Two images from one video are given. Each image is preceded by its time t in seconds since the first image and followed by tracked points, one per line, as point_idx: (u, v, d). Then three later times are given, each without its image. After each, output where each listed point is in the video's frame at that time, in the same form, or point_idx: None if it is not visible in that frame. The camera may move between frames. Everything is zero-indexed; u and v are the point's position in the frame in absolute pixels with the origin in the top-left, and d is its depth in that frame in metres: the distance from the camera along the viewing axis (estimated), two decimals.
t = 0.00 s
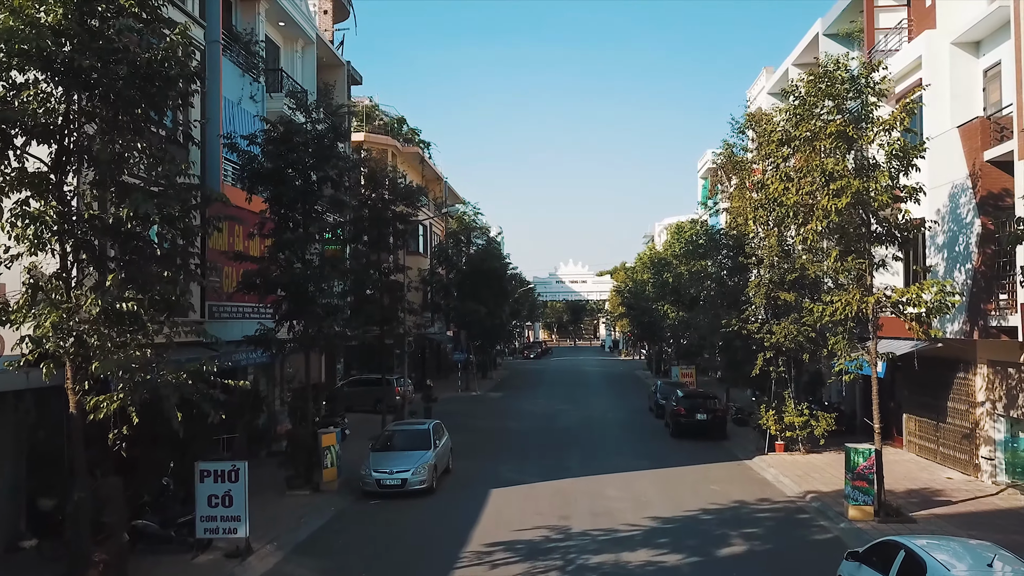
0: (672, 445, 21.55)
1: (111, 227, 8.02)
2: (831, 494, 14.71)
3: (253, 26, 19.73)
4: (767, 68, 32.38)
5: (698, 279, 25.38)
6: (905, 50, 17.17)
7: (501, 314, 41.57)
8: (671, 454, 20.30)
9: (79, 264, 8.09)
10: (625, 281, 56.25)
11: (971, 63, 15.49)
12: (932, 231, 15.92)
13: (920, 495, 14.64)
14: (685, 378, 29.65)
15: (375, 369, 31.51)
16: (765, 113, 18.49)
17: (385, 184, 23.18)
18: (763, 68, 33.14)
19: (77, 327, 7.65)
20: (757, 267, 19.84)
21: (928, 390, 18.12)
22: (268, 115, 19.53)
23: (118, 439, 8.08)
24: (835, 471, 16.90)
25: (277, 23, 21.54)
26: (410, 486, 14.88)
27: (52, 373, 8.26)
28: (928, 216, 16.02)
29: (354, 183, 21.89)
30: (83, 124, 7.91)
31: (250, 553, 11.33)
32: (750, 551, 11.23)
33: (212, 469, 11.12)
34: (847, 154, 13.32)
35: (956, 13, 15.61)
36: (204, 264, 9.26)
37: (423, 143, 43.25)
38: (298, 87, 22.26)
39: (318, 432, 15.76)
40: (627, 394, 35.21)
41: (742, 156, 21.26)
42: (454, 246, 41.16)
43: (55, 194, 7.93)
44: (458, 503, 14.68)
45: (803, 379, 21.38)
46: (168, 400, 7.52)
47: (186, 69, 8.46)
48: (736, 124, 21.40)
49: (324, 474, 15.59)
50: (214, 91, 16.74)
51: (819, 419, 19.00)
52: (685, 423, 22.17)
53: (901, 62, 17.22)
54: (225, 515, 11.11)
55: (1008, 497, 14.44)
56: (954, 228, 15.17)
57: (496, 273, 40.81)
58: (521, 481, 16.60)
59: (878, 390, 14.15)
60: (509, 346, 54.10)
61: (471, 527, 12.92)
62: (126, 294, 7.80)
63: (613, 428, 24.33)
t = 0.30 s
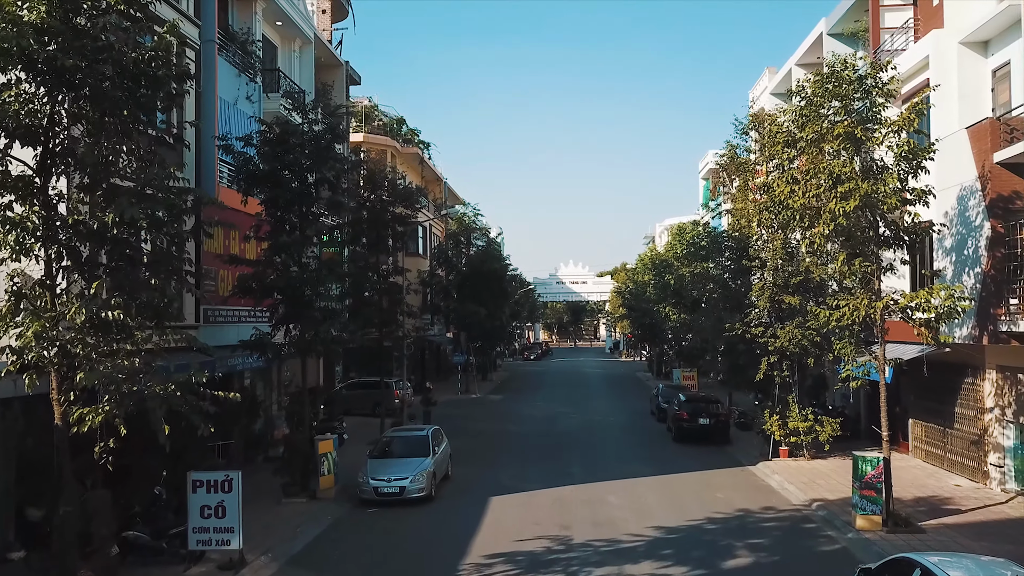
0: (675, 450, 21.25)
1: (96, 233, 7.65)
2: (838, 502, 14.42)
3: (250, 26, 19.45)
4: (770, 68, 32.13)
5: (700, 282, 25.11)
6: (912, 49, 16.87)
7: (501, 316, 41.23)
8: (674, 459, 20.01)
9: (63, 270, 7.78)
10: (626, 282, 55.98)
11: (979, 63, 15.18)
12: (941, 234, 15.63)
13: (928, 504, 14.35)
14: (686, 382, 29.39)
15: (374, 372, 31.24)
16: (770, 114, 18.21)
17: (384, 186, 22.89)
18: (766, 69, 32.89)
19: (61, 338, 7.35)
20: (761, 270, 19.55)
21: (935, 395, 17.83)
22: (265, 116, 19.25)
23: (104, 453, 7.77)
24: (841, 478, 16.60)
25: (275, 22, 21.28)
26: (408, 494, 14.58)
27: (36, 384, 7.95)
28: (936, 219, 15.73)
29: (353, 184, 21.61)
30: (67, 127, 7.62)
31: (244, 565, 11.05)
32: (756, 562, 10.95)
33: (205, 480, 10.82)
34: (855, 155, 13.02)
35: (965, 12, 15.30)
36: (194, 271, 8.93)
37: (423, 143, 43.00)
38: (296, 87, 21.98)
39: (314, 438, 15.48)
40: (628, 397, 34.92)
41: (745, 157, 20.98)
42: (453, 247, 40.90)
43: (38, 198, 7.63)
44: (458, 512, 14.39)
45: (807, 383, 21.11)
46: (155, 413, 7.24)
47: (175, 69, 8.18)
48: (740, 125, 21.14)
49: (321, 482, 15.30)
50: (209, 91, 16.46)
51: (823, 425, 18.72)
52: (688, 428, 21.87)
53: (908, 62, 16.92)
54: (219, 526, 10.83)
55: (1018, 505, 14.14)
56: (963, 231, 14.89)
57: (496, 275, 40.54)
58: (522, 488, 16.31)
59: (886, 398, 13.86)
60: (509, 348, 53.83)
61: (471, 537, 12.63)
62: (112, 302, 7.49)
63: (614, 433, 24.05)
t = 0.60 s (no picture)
0: (677, 455, 21.00)
1: (79, 240, 7.41)
2: (845, 511, 14.13)
3: (246, 25, 19.17)
4: (773, 68, 31.87)
5: (702, 284, 24.85)
6: (919, 49, 16.59)
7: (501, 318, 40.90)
8: (676, 465, 19.72)
9: (46, 278, 7.51)
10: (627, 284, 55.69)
11: (988, 64, 14.90)
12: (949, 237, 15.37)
13: (936, 513, 14.06)
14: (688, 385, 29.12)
15: (373, 375, 30.96)
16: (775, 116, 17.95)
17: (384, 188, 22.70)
18: (768, 69, 32.60)
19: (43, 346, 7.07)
20: (764, 273, 19.24)
21: (941, 401, 17.54)
22: (261, 116, 18.98)
23: (88, 468, 7.45)
24: (847, 485, 16.33)
25: (272, 22, 21.00)
26: (406, 503, 14.30)
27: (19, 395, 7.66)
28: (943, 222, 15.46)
29: (350, 186, 21.33)
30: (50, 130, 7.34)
31: None
32: None
33: (197, 491, 10.55)
34: (864, 158, 12.72)
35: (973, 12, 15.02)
36: (187, 276, 8.64)
37: (423, 144, 42.74)
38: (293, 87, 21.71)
39: (311, 446, 15.19)
40: (629, 399, 34.64)
41: (749, 159, 20.70)
42: (453, 249, 40.59)
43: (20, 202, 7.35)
44: (457, 521, 14.11)
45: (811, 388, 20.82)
46: (141, 428, 6.94)
47: (163, 71, 7.88)
48: (743, 126, 20.87)
49: (318, 490, 15.01)
50: (203, 92, 16.18)
51: (828, 431, 18.43)
52: (691, 433, 21.59)
53: (915, 62, 16.64)
54: (211, 538, 10.55)
55: None
56: (972, 234, 14.62)
57: (496, 277, 40.26)
58: (522, 496, 16.04)
59: (893, 405, 13.59)
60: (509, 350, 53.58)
61: (470, 547, 12.35)
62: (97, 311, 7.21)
63: (615, 437, 23.77)
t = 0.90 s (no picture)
0: (679, 461, 20.72)
1: (62, 248, 7.12)
2: (851, 521, 13.84)
3: (242, 25, 18.89)
4: (775, 69, 31.62)
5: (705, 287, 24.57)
6: (926, 49, 16.32)
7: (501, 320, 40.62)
8: (678, 471, 19.43)
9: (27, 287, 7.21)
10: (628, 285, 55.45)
11: (996, 64, 14.63)
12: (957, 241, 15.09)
13: (945, 523, 13.77)
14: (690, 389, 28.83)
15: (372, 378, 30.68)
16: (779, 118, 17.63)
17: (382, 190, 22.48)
18: (771, 69, 32.33)
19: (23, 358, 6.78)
20: (768, 277, 18.93)
21: (948, 407, 17.25)
22: (257, 118, 18.69)
23: (71, 484, 7.14)
24: (853, 493, 16.05)
25: (268, 22, 20.73)
26: (404, 512, 14.02)
27: None
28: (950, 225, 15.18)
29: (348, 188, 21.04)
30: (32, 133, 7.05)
31: None
32: None
33: (188, 503, 10.28)
34: (872, 161, 12.40)
35: (981, 11, 14.75)
36: (177, 284, 8.35)
37: (422, 145, 42.48)
38: (291, 88, 21.42)
39: (307, 453, 14.90)
40: (629, 402, 34.36)
41: (753, 161, 20.40)
42: (452, 251, 40.33)
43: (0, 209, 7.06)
44: (455, 531, 13.83)
45: (815, 393, 20.53)
46: (124, 444, 6.64)
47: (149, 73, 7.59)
48: (746, 127, 20.59)
49: (313, 499, 14.72)
50: (198, 93, 15.88)
51: (833, 437, 18.15)
52: (693, 438, 21.32)
53: (922, 62, 16.36)
54: (202, 552, 10.26)
55: None
56: (981, 238, 14.34)
57: (496, 279, 39.97)
58: (522, 504, 15.76)
59: (901, 414, 13.29)
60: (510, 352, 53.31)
61: (469, 559, 12.07)
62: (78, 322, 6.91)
63: (616, 442, 23.47)
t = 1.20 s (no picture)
0: (681, 467, 20.46)
1: (42, 256, 6.82)
2: (858, 530, 13.57)
3: (238, 25, 18.63)
4: (777, 68, 31.39)
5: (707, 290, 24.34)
6: (932, 49, 16.06)
7: (500, 322, 40.34)
8: (680, 477, 19.15)
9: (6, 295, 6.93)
10: (629, 286, 55.29)
11: (1004, 65, 14.36)
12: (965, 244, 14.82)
13: (954, 532, 13.49)
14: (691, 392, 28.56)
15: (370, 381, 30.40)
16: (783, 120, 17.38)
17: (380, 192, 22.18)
18: (773, 70, 32.05)
19: None
20: (771, 280, 18.64)
21: (954, 412, 16.96)
22: (253, 119, 18.42)
23: (51, 503, 6.82)
24: (857, 500, 15.79)
25: (265, 21, 20.46)
26: (401, 521, 13.76)
27: None
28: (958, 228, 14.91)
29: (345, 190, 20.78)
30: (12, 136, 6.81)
31: None
32: None
33: (178, 515, 10.01)
34: (880, 164, 12.10)
35: (987, 10, 14.50)
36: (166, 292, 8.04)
37: (421, 146, 42.25)
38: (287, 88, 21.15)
39: (303, 460, 14.62)
40: (629, 405, 34.10)
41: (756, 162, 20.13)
42: (452, 252, 40.06)
43: None
44: (454, 540, 13.56)
45: (818, 397, 20.26)
46: (105, 462, 6.34)
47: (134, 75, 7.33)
48: (749, 128, 20.32)
49: (309, 507, 14.45)
50: (192, 94, 15.61)
51: (838, 442, 17.87)
52: (695, 443, 21.06)
53: (928, 63, 16.10)
54: (193, 566, 9.99)
55: None
56: (989, 242, 14.07)
57: (496, 280, 39.70)
58: (522, 513, 15.48)
59: (909, 421, 13.01)
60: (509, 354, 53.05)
61: (467, 570, 11.79)
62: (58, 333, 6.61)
63: (617, 447, 23.19)
